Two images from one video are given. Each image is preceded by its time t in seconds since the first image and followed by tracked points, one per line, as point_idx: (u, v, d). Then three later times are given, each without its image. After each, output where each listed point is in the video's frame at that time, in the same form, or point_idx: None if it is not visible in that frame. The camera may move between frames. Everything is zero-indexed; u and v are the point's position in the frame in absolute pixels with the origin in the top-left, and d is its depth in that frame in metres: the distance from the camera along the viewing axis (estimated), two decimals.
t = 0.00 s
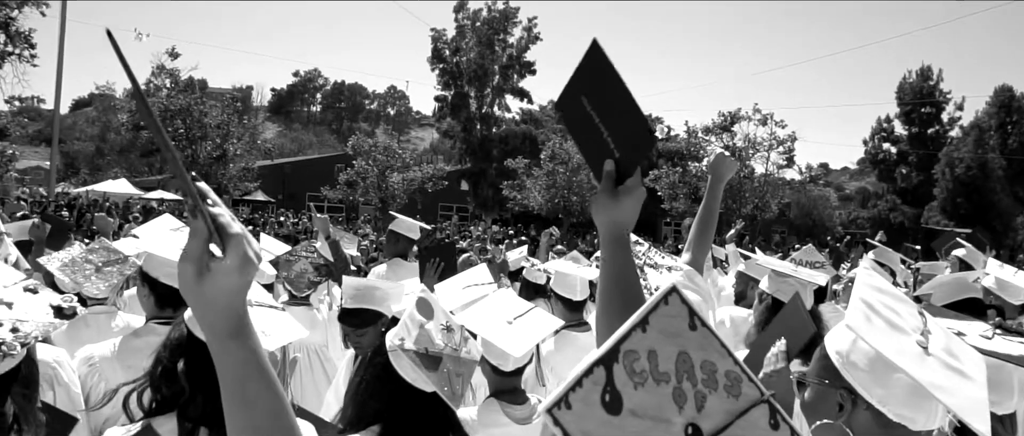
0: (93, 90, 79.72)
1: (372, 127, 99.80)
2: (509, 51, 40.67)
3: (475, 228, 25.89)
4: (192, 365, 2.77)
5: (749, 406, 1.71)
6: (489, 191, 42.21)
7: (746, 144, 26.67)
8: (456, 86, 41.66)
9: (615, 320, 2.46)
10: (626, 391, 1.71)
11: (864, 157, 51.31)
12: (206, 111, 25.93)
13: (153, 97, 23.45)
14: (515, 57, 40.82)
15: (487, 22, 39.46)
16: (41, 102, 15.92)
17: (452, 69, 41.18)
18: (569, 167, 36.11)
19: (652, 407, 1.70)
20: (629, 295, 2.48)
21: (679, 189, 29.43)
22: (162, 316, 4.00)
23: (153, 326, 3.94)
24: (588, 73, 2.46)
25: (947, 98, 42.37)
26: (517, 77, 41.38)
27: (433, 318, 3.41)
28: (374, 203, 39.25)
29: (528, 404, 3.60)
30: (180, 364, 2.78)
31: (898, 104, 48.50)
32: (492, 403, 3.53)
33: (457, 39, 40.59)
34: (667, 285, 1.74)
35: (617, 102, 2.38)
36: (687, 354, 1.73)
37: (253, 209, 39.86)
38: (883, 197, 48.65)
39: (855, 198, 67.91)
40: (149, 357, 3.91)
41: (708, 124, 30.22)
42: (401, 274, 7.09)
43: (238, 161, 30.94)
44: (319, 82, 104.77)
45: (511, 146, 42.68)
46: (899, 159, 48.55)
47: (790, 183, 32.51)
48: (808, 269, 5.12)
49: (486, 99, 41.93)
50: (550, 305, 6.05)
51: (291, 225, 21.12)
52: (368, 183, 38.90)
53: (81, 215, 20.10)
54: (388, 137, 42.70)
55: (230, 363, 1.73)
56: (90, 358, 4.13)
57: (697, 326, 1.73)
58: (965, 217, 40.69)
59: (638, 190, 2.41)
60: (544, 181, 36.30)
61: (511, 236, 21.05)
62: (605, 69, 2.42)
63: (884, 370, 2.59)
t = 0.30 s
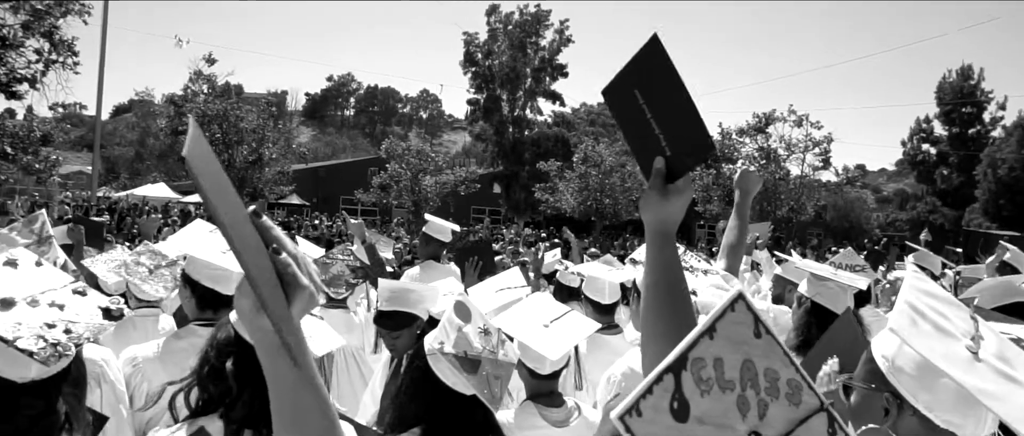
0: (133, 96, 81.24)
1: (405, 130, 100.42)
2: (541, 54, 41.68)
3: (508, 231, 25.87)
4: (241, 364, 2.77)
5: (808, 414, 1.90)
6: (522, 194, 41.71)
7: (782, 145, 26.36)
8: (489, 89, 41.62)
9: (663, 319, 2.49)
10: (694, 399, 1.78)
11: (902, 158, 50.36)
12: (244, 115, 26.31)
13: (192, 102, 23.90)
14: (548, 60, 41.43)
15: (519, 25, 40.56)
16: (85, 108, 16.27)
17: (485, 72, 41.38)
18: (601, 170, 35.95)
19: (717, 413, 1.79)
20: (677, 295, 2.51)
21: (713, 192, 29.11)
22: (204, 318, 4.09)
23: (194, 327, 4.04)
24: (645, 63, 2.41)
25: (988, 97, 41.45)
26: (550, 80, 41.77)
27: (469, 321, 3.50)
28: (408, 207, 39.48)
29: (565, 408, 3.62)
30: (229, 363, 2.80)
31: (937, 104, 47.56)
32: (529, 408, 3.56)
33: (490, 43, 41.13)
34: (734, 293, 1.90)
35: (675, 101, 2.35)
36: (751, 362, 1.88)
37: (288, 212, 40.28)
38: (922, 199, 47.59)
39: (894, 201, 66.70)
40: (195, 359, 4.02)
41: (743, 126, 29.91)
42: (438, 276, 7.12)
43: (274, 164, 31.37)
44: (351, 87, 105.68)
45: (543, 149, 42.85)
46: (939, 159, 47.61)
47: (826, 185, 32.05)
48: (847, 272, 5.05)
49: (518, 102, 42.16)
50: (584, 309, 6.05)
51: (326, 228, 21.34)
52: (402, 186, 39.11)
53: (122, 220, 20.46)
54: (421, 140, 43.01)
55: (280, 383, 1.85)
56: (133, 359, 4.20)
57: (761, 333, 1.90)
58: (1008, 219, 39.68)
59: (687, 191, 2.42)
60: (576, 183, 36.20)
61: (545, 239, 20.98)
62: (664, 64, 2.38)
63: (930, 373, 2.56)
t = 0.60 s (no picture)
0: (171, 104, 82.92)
1: (437, 134, 100.92)
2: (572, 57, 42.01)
3: (542, 235, 25.86)
4: (285, 368, 2.87)
5: (876, 426, 1.77)
6: (554, 197, 41.08)
7: (816, 145, 26.06)
8: (520, 94, 42.45)
9: (709, 316, 2.45)
10: (764, 410, 1.69)
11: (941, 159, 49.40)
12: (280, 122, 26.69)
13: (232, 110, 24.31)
14: (579, 64, 41.42)
15: (550, 29, 41.12)
16: (127, 117, 16.65)
17: (517, 77, 42.13)
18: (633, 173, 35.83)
19: (785, 425, 1.69)
20: (719, 290, 2.47)
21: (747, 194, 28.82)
22: (246, 322, 4.19)
23: (236, 331, 4.13)
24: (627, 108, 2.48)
25: None
26: (581, 84, 41.73)
27: (507, 325, 3.70)
28: (440, 211, 39.78)
29: (604, 412, 3.63)
30: (274, 365, 2.89)
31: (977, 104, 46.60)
32: (567, 413, 3.56)
33: (521, 47, 41.57)
34: (808, 302, 1.79)
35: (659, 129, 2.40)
36: (822, 373, 1.77)
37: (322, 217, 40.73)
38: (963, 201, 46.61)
39: (932, 202, 65.37)
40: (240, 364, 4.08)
41: (777, 127, 29.61)
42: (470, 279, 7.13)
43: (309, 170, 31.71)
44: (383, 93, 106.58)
45: (575, 152, 41.48)
46: (980, 159, 46.60)
47: (863, 187, 31.57)
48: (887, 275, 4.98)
49: (550, 106, 42.57)
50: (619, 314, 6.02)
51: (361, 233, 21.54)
52: (434, 191, 39.34)
53: (164, 225, 20.82)
54: (453, 145, 43.31)
55: (327, 340, 1.72)
56: (176, 361, 4.26)
57: (832, 344, 1.78)
58: None
59: (707, 186, 2.42)
60: (608, 187, 36.14)
61: (579, 246, 20.92)
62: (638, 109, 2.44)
63: (981, 383, 2.49)
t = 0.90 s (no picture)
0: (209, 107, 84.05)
1: (470, 137, 101.20)
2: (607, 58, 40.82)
3: (577, 237, 25.80)
4: (328, 370, 2.93)
5: (934, 424, 1.80)
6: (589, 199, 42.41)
7: (857, 145, 25.54)
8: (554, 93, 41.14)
9: (755, 309, 2.39)
10: (823, 406, 1.70)
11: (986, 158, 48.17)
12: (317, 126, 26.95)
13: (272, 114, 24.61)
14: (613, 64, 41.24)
15: (584, 30, 40.38)
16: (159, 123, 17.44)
17: (551, 78, 41.23)
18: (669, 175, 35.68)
19: (846, 423, 1.70)
20: (764, 287, 2.42)
21: (785, 195, 28.38)
22: (287, 324, 4.19)
23: (277, 333, 4.13)
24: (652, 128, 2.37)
25: None
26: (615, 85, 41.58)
27: (546, 327, 3.71)
28: (474, 213, 40.08)
29: (644, 415, 3.61)
30: (317, 369, 2.95)
31: None
32: (607, 415, 3.56)
33: (555, 48, 41.35)
34: (865, 300, 1.81)
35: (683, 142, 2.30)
36: (880, 371, 1.78)
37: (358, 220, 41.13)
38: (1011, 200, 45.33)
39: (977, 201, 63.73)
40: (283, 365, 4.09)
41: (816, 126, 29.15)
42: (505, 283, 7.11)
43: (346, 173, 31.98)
44: (417, 96, 107.17)
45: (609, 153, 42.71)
46: None
47: (905, 187, 30.91)
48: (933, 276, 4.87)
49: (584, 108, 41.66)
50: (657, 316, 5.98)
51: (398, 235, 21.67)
52: (469, 193, 39.73)
53: (207, 229, 21.15)
54: (486, 148, 43.45)
55: (378, 367, 1.79)
56: (219, 362, 4.38)
57: (892, 344, 1.81)
58: None
59: (745, 192, 2.35)
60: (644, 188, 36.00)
61: (616, 248, 20.89)
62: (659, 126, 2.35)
63: None
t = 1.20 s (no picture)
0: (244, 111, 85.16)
1: (502, 139, 101.37)
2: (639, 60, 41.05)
3: (610, 239, 25.72)
4: (367, 373, 2.94)
5: (977, 410, 1.89)
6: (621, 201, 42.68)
7: (895, 145, 25.03)
8: (585, 98, 41.43)
9: (795, 311, 2.36)
10: (867, 393, 1.80)
11: None
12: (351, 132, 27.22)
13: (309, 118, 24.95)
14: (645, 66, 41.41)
15: (616, 31, 40.12)
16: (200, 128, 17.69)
17: (582, 81, 40.95)
18: (701, 177, 35.49)
19: (891, 406, 1.80)
20: (806, 286, 2.37)
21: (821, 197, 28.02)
22: (325, 326, 4.27)
23: (316, 335, 4.20)
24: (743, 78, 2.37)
25: None
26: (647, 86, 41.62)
27: (582, 329, 3.72)
28: (506, 217, 40.60)
29: (682, 419, 3.60)
30: (356, 372, 2.95)
31: None
32: (646, 419, 3.54)
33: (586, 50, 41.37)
34: (900, 292, 1.90)
35: (770, 108, 2.31)
36: (920, 358, 1.88)
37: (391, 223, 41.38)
38: None
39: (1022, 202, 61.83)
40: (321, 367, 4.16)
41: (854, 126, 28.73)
42: (541, 285, 7.08)
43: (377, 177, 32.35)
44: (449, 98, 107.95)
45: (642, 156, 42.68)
46: None
47: (945, 187, 30.27)
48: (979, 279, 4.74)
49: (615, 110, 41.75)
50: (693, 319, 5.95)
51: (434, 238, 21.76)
52: (501, 196, 40.07)
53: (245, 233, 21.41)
54: (518, 150, 43.62)
55: (433, 403, 2.05)
56: (259, 365, 4.43)
57: (928, 333, 1.90)
58: None
59: (807, 183, 2.32)
60: (677, 190, 35.83)
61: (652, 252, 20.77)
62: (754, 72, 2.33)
63: None
